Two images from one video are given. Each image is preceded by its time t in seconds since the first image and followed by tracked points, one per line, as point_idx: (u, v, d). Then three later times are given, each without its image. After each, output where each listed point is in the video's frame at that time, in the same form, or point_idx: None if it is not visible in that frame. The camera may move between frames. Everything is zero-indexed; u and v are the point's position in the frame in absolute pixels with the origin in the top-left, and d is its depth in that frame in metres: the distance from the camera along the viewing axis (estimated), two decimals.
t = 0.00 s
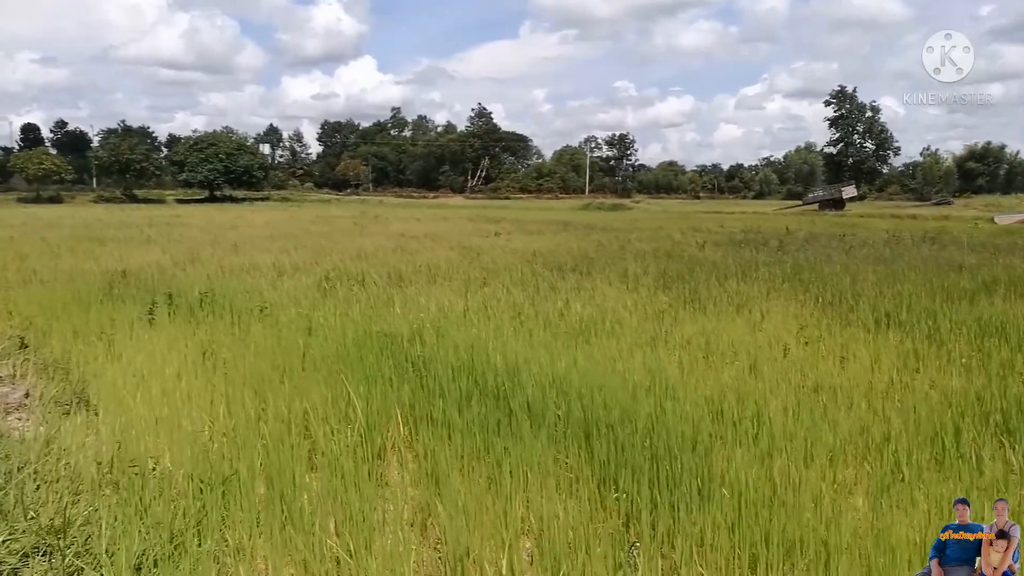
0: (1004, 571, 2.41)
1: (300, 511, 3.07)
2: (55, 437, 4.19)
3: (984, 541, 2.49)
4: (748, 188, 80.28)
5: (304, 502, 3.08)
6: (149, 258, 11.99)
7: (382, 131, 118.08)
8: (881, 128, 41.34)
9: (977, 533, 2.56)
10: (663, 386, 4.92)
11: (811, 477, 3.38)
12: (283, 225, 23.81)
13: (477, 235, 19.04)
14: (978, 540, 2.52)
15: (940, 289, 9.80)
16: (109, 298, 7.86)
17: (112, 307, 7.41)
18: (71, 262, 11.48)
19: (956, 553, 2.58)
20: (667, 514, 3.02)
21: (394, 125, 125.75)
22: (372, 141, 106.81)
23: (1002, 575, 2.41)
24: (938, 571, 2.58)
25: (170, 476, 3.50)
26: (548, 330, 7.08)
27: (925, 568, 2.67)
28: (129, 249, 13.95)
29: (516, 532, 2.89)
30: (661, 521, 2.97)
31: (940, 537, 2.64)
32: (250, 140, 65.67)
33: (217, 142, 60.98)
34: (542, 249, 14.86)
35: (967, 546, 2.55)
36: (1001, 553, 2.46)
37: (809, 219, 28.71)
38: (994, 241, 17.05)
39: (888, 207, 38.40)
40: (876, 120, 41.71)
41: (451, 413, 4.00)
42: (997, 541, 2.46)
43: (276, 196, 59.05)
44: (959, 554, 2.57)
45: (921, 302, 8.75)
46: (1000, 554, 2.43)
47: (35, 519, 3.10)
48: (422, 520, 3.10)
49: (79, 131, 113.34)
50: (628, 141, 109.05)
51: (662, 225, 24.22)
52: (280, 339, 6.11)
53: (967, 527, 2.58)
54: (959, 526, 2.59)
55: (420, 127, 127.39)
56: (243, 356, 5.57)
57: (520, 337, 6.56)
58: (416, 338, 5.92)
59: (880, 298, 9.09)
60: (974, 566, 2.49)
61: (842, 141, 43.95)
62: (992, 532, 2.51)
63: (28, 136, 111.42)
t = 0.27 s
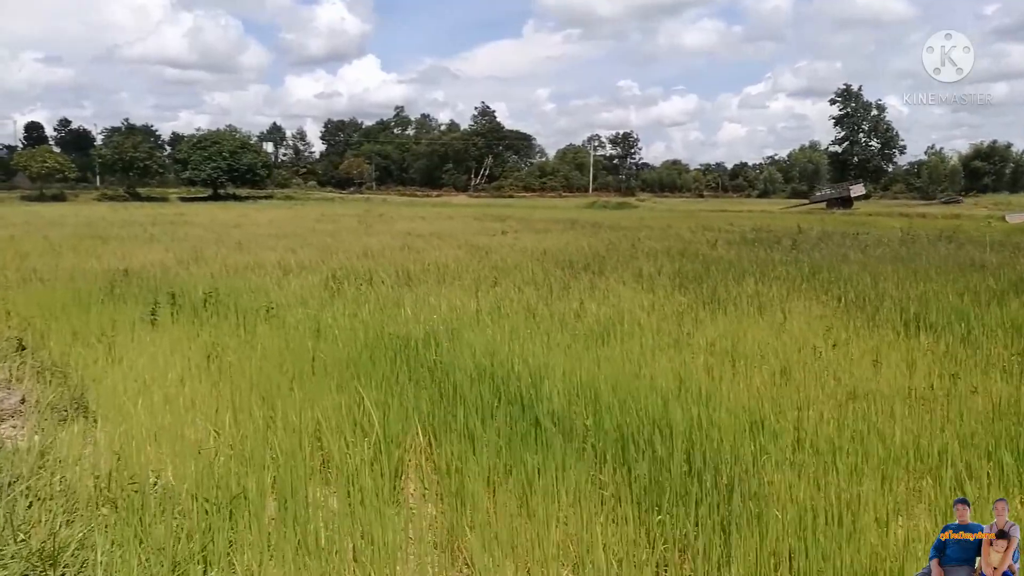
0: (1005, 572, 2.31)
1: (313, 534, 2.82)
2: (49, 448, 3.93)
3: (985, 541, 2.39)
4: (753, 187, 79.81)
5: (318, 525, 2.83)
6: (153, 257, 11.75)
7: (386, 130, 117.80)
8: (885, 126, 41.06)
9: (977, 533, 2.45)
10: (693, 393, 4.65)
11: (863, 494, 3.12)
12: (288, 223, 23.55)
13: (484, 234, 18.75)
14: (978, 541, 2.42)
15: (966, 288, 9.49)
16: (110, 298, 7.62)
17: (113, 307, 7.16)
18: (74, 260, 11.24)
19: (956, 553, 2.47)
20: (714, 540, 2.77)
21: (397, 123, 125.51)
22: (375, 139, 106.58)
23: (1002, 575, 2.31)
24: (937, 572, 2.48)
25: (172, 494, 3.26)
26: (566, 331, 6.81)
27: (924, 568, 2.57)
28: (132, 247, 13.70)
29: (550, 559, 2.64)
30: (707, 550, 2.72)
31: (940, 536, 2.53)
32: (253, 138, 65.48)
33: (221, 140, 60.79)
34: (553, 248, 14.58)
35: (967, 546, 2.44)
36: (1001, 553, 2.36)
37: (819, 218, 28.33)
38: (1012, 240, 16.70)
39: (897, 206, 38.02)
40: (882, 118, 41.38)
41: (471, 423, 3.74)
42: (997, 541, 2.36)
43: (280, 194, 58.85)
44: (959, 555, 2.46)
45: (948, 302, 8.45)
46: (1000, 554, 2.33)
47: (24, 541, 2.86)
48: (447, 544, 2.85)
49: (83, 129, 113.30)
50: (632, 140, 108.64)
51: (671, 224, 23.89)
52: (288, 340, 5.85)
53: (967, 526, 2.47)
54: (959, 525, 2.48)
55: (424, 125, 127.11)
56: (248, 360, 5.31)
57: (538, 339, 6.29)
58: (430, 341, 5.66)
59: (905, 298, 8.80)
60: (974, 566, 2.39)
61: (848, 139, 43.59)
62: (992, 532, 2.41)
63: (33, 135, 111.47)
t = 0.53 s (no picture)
0: (1005, 571, 2.33)
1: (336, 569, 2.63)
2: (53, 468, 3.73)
3: (985, 541, 2.41)
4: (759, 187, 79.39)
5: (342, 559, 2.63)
6: (159, 260, 11.55)
7: (391, 131, 117.70)
8: (893, 127, 40.73)
9: (977, 533, 2.48)
10: (726, 408, 4.44)
11: (915, 517, 2.96)
12: (296, 224, 23.36)
13: (493, 236, 18.51)
14: (978, 540, 2.44)
15: (994, 293, 9.22)
16: (116, 303, 7.43)
17: (119, 314, 6.96)
18: (78, 264, 11.04)
19: (955, 553, 2.50)
20: None
21: (403, 124, 125.42)
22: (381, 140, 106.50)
23: (1003, 575, 2.33)
24: (938, 572, 2.50)
25: (183, 521, 3.06)
26: (586, 339, 6.58)
27: (925, 568, 2.59)
28: (138, 250, 13.51)
29: None
30: None
31: (940, 537, 2.55)
32: (259, 139, 65.42)
33: (227, 141, 60.74)
34: (565, 250, 14.33)
35: (967, 546, 2.46)
36: (1001, 552, 2.37)
37: (831, 219, 27.95)
38: None
39: (908, 207, 37.62)
40: (888, 119, 41.07)
41: (497, 445, 3.54)
42: (997, 541, 2.37)
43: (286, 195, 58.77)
44: (959, 554, 2.49)
45: (978, 307, 8.19)
46: (999, 553, 2.35)
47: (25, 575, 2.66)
48: None
49: (90, 131, 113.49)
50: (637, 140, 108.26)
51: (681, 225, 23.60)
52: (300, 349, 5.66)
53: (967, 526, 2.49)
54: (959, 526, 2.50)
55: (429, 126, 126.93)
56: (260, 370, 5.11)
57: (558, 348, 6.07)
58: (447, 350, 5.45)
59: (932, 303, 8.53)
60: (974, 566, 2.41)
61: (855, 140, 43.30)
62: (992, 532, 2.43)
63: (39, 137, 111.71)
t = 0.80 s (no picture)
0: (1005, 572, 2.30)
1: None
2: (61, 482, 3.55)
3: (984, 541, 2.39)
4: (769, 187, 78.90)
5: None
6: (170, 261, 11.41)
7: (399, 131, 117.77)
8: (904, 126, 40.36)
9: (977, 533, 2.45)
10: (765, 417, 4.23)
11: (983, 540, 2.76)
12: (306, 225, 23.23)
13: (505, 236, 18.32)
14: (978, 540, 2.41)
15: None
16: (127, 305, 7.28)
17: (129, 316, 6.80)
18: (88, 264, 10.91)
19: (955, 553, 2.47)
20: None
21: (411, 124, 125.54)
22: (389, 140, 106.55)
23: (1002, 575, 2.30)
24: (938, 572, 2.48)
25: (200, 538, 2.89)
26: (610, 342, 6.38)
27: (925, 568, 2.57)
28: (148, 250, 13.37)
29: None
30: None
31: (940, 537, 2.53)
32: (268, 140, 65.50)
33: (236, 142, 60.82)
34: (580, 250, 14.11)
35: (967, 547, 2.44)
36: (1001, 553, 2.35)
37: (844, 218, 27.64)
38: None
39: (922, 206, 37.17)
40: (898, 117, 40.72)
41: (530, 456, 3.35)
42: (997, 542, 2.34)
43: (294, 195, 58.79)
44: (959, 554, 2.46)
45: (1011, 309, 7.94)
46: (999, 554, 2.33)
47: None
48: None
49: (100, 132, 114.06)
50: (646, 140, 107.96)
51: (695, 225, 23.31)
52: (317, 353, 5.48)
53: (967, 527, 2.47)
54: (959, 526, 2.48)
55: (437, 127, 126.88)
56: (276, 375, 4.93)
57: (583, 352, 5.87)
58: (470, 354, 5.25)
59: (962, 305, 8.29)
60: (974, 566, 2.39)
61: (864, 139, 42.96)
62: (992, 532, 2.40)
63: (50, 138, 112.35)
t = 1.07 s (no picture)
0: (1004, 572, 2.20)
1: None
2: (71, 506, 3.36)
3: (984, 541, 2.29)
4: (778, 187, 78.41)
5: None
6: (181, 263, 11.25)
7: (406, 131, 117.74)
8: (914, 126, 40.01)
9: (978, 533, 2.35)
10: (815, 434, 3.99)
11: None
12: (315, 225, 23.09)
13: (517, 237, 18.10)
14: (977, 540, 2.32)
15: None
16: (137, 309, 7.11)
17: (141, 321, 6.62)
18: (98, 267, 10.76)
19: (955, 553, 2.38)
20: None
21: (418, 124, 125.47)
22: (396, 140, 106.49)
23: None
24: (936, 572, 2.39)
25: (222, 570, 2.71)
26: (636, 349, 6.17)
27: (924, 569, 2.48)
28: (158, 252, 13.22)
29: None
30: None
31: (940, 537, 2.44)
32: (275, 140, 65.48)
33: (244, 142, 60.83)
34: (595, 252, 13.88)
35: (967, 547, 2.34)
36: (1001, 553, 2.25)
37: (858, 219, 27.28)
38: None
39: (936, 206, 36.74)
40: (909, 117, 40.32)
41: (574, 479, 3.12)
42: (996, 541, 2.25)
43: (302, 196, 58.71)
44: (959, 554, 2.37)
45: None
46: (999, 553, 2.22)
47: None
48: None
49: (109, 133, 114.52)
50: (653, 140, 107.57)
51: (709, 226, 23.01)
52: (337, 362, 5.27)
53: (967, 526, 2.37)
54: (958, 525, 2.38)
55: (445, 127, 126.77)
56: (297, 387, 4.72)
57: (612, 360, 5.63)
58: (497, 364, 5.03)
59: (996, 309, 8.02)
60: (974, 566, 2.29)
61: (874, 139, 42.59)
62: (992, 532, 2.31)
63: (59, 139, 112.81)
